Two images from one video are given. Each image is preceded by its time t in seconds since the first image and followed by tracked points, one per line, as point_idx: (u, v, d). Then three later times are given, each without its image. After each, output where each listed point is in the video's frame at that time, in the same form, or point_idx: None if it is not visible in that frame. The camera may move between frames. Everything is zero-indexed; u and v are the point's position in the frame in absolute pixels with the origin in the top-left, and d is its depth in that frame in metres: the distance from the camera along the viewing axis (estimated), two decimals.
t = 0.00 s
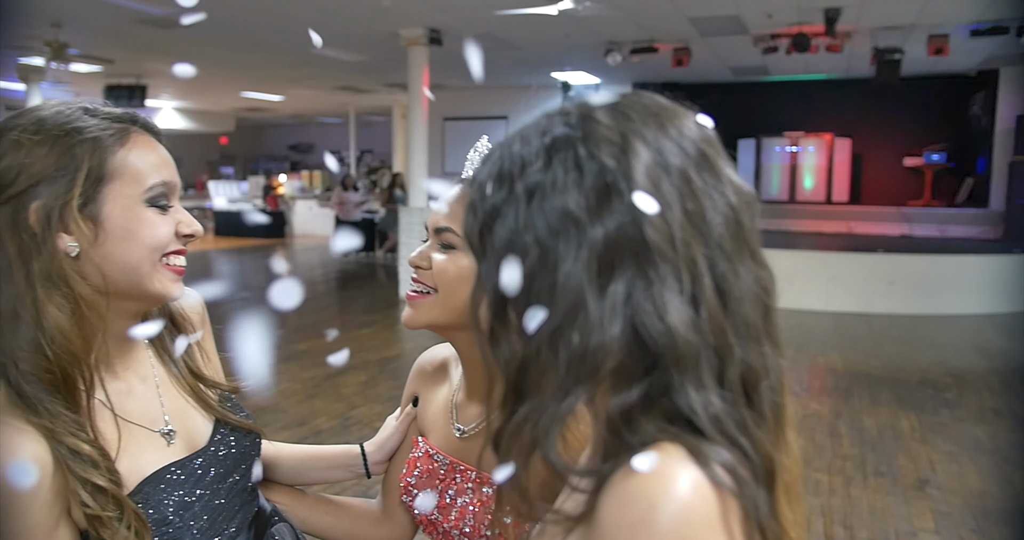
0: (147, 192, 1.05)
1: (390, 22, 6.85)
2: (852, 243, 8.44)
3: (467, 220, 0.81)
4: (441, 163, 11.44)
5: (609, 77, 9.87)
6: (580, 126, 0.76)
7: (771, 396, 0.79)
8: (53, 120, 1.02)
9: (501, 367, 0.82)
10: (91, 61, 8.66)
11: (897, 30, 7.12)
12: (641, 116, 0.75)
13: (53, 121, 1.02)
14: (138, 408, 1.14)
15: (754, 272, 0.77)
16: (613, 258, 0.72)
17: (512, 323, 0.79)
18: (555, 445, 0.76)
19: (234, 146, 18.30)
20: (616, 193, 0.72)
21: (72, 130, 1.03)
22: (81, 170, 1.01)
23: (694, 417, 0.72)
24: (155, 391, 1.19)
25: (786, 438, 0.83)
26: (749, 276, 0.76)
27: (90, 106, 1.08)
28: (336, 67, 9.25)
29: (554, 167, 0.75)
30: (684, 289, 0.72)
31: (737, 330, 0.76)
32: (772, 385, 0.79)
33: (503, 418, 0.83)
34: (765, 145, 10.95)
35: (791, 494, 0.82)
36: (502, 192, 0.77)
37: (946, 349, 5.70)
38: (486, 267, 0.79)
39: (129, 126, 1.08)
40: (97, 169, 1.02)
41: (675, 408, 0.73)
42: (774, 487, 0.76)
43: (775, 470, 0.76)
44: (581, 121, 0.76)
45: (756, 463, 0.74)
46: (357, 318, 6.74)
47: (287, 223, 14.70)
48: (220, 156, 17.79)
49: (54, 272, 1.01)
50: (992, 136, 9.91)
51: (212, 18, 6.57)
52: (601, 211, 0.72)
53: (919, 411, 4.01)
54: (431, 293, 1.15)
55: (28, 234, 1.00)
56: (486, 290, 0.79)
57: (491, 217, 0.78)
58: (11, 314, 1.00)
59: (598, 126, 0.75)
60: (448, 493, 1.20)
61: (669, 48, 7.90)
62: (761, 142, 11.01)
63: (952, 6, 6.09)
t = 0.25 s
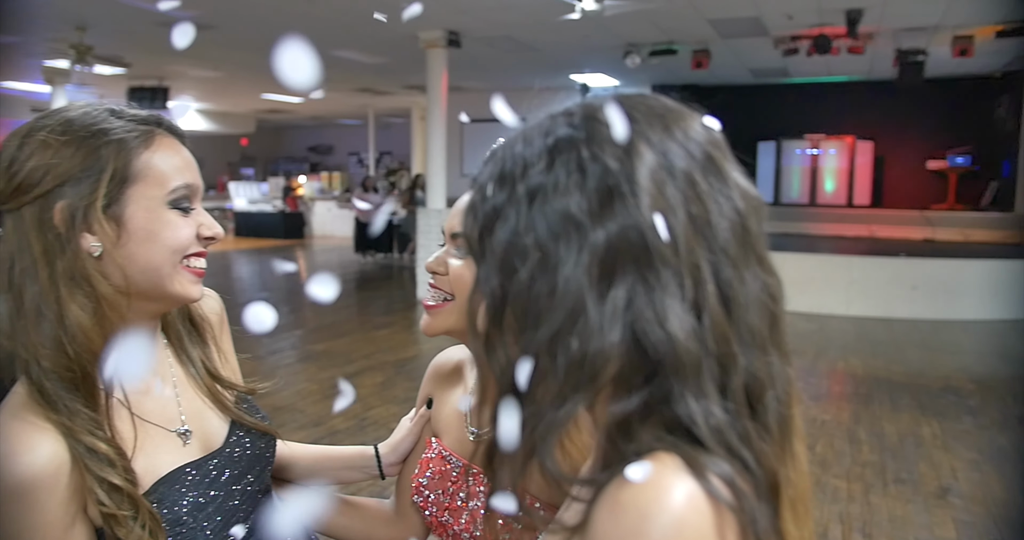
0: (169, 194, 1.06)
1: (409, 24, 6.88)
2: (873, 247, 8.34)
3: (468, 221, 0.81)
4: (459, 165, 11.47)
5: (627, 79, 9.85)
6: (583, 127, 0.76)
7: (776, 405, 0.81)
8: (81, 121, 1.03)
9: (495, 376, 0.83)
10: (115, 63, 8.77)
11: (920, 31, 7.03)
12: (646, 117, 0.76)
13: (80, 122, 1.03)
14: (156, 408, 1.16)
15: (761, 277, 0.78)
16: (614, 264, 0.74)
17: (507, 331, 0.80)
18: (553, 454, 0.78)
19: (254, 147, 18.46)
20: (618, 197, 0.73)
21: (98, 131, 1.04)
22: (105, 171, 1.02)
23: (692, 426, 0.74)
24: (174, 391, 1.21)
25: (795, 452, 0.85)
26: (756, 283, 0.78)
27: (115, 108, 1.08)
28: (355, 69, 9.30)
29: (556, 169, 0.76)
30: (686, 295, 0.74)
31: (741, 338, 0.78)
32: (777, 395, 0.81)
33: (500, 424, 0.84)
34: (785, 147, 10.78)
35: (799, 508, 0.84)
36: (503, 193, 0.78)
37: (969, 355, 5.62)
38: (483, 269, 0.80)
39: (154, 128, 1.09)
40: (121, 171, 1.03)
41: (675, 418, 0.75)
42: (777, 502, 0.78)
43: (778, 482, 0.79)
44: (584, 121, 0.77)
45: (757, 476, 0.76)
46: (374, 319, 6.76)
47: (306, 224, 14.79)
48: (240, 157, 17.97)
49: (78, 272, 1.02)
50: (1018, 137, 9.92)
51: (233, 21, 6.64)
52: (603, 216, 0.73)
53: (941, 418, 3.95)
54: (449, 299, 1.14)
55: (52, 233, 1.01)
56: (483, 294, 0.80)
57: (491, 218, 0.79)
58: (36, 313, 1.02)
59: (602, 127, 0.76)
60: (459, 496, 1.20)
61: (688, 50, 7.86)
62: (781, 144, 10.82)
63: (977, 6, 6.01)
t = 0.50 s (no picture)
0: (195, 194, 1.08)
1: (431, 25, 6.90)
2: (897, 250, 8.24)
3: (474, 216, 0.82)
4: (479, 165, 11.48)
5: (648, 80, 9.81)
6: (594, 124, 0.76)
7: (782, 412, 0.81)
8: (110, 119, 1.05)
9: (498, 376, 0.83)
10: (140, 62, 8.87)
11: (947, 32, 6.93)
12: (657, 115, 0.76)
13: (109, 119, 1.05)
14: (177, 405, 1.18)
15: (767, 281, 0.79)
16: (621, 266, 0.74)
17: (509, 326, 0.80)
18: (552, 454, 0.78)
19: (277, 146, 18.61)
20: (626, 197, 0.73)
21: (126, 129, 1.05)
22: (132, 170, 1.04)
23: (692, 431, 0.74)
24: (193, 388, 1.23)
25: (800, 462, 0.85)
26: (763, 287, 0.78)
27: (143, 106, 1.10)
28: (377, 68, 9.35)
29: (565, 166, 0.75)
30: (693, 299, 0.74)
31: (747, 343, 0.78)
32: (783, 403, 0.82)
33: (496, 424, 0.83)
34: (807, 149, 10.70)
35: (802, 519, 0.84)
36: (512, 191, 0.78)
37: (994, 362, 5.53)
38: (488, 266, 0.80)
39: (181, 128, 1.11)
40: (148, 169, 1.05)
41: (675, 423, 0.75)
42: (780, 510, 0.80)
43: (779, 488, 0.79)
44: (595, 118, 0.76)
45: (759, 486, 0.75)
46: (393, 318, 6.79)
47: (326, 223, 14.88)
48: (262, 156, 18.13)
49: (102, 268, 1.04)
50: None
51: (256, 21, 6.68)
52: (612, 217, 0.73)
53: (964, 425, 3.89)
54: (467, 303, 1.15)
55: (79, 229, 1.03)
56: (487, 291, 0.80)
57: (499, 215, 0.79)
58: (63, 307, 1.04)
59: (612, 124, 0.75)
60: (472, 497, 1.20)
61: (710, 51, 7.80)
62: (803, 146, 10.72)
63: (1006, 7, 5.91)
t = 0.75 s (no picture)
0: (221, 191, 1.09)
1: (453, 25, 6.91)
2: (923, 254, 8.12)
3: (485, 212, 0.81)
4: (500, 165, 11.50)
5: (670, 80, 9.76)
6: (610, 122, 0.76)
7: (791, 419, 0.81)
8: (140, 115, 1.08)
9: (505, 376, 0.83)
10: (166, 61, 8.98)
11: (976, 33, 6.82)
12: (672, 117, 0.76)
13: (139, 116, 1.07)
14: (196, 399, 1.19)
15: (777, 285, 0.78)
16: (634, 265, 0.73)
17: (515, 323, 0.81)
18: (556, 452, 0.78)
19: (299, 144, 18.76)
20: (640, 195, 0.72)
21: (154, 125, 1.07)
22: (160, 166, 1.05)
23: (698, 435, 0.74)
24: (214, 381, 1.24)
25: (809, 470, 0.84)
26: (772, 292, 0.78)
27: (173, 103, 1.12)
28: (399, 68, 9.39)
29: (579, 162, 0.74)
30: (703, 302, 0.73)
31: (757, 347, 0.78)
32: (792, 410, 0.81)
33: (503, 425, 0.84)
34: (831, 152, 10.47)
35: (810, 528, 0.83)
36: (524, 187, 0.77)
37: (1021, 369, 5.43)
38: (497, 264, 0.80)
39: (209, 126, 1.12)
40: (176, 165, 1.06)
41: (681, 426, 0.75)
42: (787, 522, 0.78)
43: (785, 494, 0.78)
44: (609, 118, 0.76)
45: (764, 491, 0.75)
46: (412, 317, 6.82)
47: (348, 222, 14.97)
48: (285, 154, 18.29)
49: (126, 262, 1.06)
50: None
51: (280, 20, 6.74)
52: (627, 216, 0.72)
53: (989, 434, 3.82)
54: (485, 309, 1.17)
55: (107, 223, 1.05)
56: (496, 289, 0.80)
57: (510, 211, 0.78)
58: (88, 299, 1.06)
59: (627, 123, 0.75)
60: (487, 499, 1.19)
61: (733, 51, 7.74)
62: (827, 149, 10.52)
63: None
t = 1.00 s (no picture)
0: (247, 186, 1.10)
1: (474, 24, 6.93)
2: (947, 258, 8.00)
3: (499, 214, 0.82)
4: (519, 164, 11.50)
5: (692, 81, 9.71)
6: (625, 125, 0.76)
7: (803, 423, 0.80)
8: (167, 111, 1.09)
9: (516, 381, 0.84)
10: (189, 60, 9.08)
11: (1004, 34, 6.72)
12: (687, 121, 0.75)
13: (165, 111, 1.09)
14: (216, 392, 1.21)
15: (792, 291, 0.77)
16: (649, 267, 0.73)
17: (527, 323, 0.81)
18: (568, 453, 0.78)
19: (320, 143, 18.89)
20: (655, 198, 0.72)
21: (180, 120, 1.08)
22: (187, 161, 1.06)
23: (709, 438, 0.73)
24: (233, 376, 1.26)
25: (820, 475, 0.83)
26: (787, 298, 0.77)
27: (199, 99, 1.14)
28: (419, 67, 9.43)
29: (594, 167, 0.75)
30: (715, 306, 0.73)
31: (769, 351, 0.76)
32: (805, 416, 0.80)
33: (514, 430, 0.84)
34: (854, 153, 10.39)
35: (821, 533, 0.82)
36: (539, 190, 0.78)
37: None
38: (511, 263, 0.80)
39: (234, 121, 1.13)
40: (203, 162, 1.08)
41: (693, 429, 0.74)
42: (798, 525, 0.77)
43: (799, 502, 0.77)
44: (624, 121, 0.76)
45: (776, 497, 0.73)
46: (429, 315, 6.84)
47: (367, 220, 15.04)
48: (306, 152, 18.41)
49: (154, 257, 1.07)
50: None
51: (302, 19, 6.79)
52: (642, 218, 0.72)
53: (1012, 442, 3.76)
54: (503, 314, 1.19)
55: (135, 219, 1.06)
56: (510, 288, 0.81)
57: (525, 213, 0.79)
58: (113, 294, 1.07)
59: (642, 127, 0.75)
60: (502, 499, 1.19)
61: (755, 52, 7.68)
62: (851, 150, 10.46)
63: None
